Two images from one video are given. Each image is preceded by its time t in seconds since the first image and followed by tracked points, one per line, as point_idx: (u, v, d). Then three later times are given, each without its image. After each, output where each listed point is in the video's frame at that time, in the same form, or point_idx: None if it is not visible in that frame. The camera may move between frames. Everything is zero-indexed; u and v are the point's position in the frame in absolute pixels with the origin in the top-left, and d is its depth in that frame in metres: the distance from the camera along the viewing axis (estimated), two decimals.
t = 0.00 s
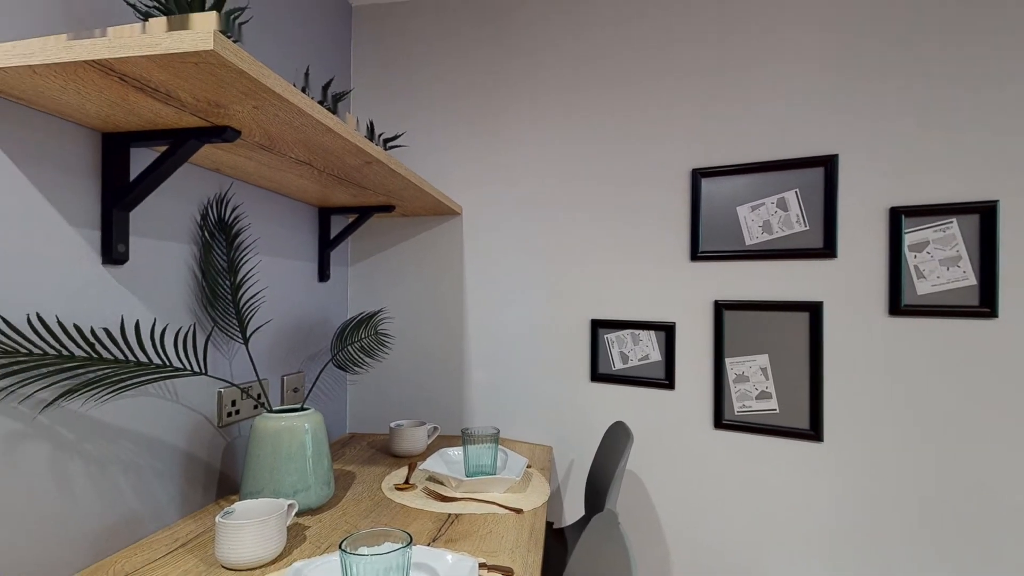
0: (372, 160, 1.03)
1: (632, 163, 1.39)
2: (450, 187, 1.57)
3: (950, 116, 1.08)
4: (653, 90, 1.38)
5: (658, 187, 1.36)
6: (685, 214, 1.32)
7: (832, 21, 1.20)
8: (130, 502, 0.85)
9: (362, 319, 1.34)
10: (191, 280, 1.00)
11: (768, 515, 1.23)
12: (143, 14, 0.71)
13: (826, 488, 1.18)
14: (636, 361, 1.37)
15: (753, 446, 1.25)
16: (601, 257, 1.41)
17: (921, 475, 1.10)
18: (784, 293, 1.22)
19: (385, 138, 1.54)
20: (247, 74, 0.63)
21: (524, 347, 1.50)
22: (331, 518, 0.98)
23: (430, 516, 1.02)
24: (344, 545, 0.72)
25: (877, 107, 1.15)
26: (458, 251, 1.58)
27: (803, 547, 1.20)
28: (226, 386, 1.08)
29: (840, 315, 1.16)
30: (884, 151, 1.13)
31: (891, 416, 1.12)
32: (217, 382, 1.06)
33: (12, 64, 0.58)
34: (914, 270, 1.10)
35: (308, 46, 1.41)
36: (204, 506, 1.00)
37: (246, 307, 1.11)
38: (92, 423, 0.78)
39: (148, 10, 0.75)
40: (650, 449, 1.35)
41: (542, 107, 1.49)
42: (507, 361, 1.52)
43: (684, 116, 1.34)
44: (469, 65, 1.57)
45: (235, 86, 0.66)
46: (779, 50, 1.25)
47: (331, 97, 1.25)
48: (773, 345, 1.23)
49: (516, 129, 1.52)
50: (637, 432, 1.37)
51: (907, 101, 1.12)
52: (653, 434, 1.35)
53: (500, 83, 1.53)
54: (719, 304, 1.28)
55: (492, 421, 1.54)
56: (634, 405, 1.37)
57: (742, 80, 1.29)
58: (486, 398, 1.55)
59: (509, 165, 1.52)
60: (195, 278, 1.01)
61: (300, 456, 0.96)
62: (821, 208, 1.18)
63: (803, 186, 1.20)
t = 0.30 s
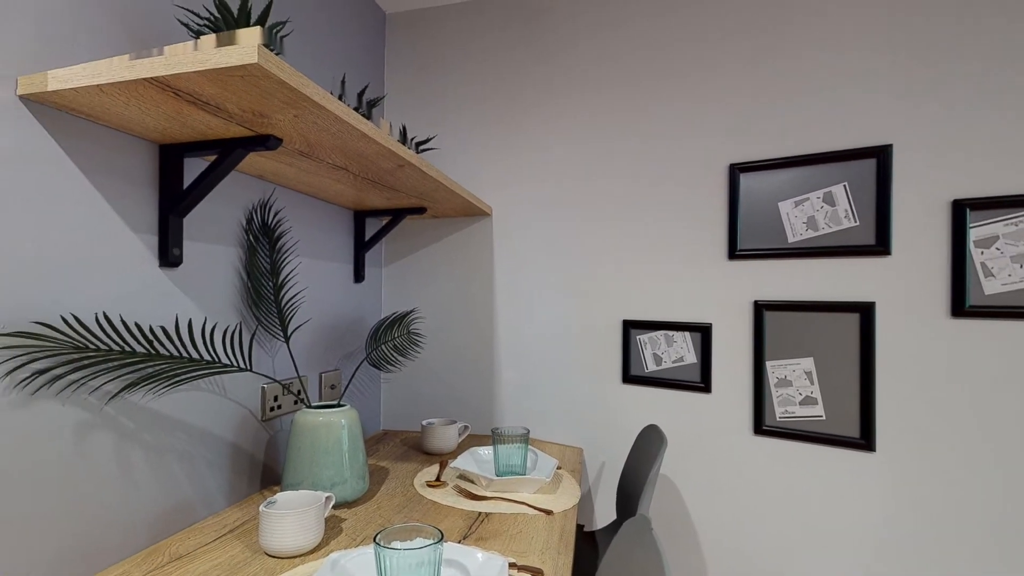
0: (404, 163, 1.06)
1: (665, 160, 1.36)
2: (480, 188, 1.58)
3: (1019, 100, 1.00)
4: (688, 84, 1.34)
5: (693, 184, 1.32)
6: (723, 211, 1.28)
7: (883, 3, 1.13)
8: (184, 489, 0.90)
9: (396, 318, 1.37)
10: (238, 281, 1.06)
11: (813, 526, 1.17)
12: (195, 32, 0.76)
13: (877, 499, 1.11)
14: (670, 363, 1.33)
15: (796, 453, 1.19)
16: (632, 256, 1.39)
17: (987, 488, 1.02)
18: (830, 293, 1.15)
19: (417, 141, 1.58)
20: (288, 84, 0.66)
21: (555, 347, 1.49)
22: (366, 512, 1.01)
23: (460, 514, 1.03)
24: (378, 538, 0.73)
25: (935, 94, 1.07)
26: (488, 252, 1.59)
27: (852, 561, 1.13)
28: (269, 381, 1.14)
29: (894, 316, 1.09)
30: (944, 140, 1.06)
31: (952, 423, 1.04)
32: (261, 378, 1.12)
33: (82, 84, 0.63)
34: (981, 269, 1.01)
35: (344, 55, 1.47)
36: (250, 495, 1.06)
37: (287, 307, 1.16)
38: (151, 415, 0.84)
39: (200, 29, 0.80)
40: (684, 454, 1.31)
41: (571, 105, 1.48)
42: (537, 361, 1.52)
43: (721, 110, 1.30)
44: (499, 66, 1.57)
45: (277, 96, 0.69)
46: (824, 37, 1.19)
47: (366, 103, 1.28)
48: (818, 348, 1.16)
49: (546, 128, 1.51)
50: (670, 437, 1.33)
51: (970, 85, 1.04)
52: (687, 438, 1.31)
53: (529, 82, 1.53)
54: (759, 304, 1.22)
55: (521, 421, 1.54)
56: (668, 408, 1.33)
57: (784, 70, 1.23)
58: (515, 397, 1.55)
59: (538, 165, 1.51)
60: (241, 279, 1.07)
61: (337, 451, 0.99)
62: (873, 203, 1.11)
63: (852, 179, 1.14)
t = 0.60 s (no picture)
0: (438, 166, 1.08)
1: (704, 156, 1.31)
2: (512, 189, 1.59)
3: None
4: (728, 76, 1.29)
5: (733, 179, 1.27)
6: (767, 206, 1.22)
7: None
8: (234, 478, 0.96)
9: (430, 318, 1.40)
10: (284, 282, 1.12)
11: (868, 543, 1.10)
12: (244, 48, 0.81)
13: (942, 516, 1.03)
14: (709, 366, 1.28)
15: (848, 463, 1.11)
16: (668, 255, 1.35)
17: None
18: (888, 293, 1.07)
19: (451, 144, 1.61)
20: (328, 93, 0.68)
21: (588, 348, 1.47)
22: (402, 507, 1.04)
23: (493, 513, 1.04)
24: (413, 533, 0.75)
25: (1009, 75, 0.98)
26: (520, 252, 1.59)
27: None
28: (312, 378, 1.19)
29: (962, 318, 1.00)
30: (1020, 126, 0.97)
31: None
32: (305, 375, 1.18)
33: (146, 101, 0.69)
34: None
35: (381, 63, 1.51)
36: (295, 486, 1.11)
37: (328, 306, 1.21)
38: (207, 408, 0.90)
39: (248, 44, 0.85)
40: (724, 461, 1.26)
41: (605, 102, 1.46)
42: (570, 362, 1.51)
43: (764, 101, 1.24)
44: (531, 66, 1.58)
45: (319, 105, 0.72)
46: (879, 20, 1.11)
47: (401, 109, 1.32)
48: (873, 352, 1.09)
49: (578, 127, 1.50)
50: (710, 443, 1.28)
51: None
52: (728, 445, 1.25)
53: (562, 81, 1.53)
54: (807, 305, 1.16)
55: (554, 422, 1.53)
56: (707, 412, 1.28)
57: (834, 56, 1.16)
58: (548, 398, 1.54)
59: (571, 164, 1.50)
60: (286, 280, 1.12)
61: (375, 446, 1.03)
62: (938, 194, 1.03)
63: (913, 169, 1.06)
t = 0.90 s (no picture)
0: (470, 167, 1.09)
1: (746, 150, 1.26)
2: (545, 188, 1.58)
3: None
4: (772, 66, 1.24)
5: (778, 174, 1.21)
6: (815, 201, 1.15)
7: None
8: (279, 469, 1.01)
9: (463, 318, 1.42)
10: (325, 282, 1.17)
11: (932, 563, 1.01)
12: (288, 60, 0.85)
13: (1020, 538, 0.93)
14: (752, 369, 1.22)
15: (909, 476, 1.03)
16: (707, 254, 1.30)
17: None
18: (955, 292, 0.99)
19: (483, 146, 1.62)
20: (365, 99, 0.71)
21: (622, 349, 1.44)
22: (436, 503, 1.06)
23: (525, 513, 1.04)
24: (446, 530, 0.76)
25: None
26: (553, 251, 1.58)
27: None
28: (350, 375, 1.23)
29: None
30: None
31: None
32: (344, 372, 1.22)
33: (201, 115, 0.74)
34: None
35: (416, 68, 1.55)
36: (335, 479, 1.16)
37: (366, 306, 1.25)
38: (254, 402, 0.95)
39: (292, 56, 0.89)
40: (768, 470, 1.19)
41: (640, 98, 1.43)
42: (604, 363, 1.48)
43: (812, 91, 1.18)
44: (563, 64, 1.57)
45: (357, 111, 0.75)
46: None
47: (435, 112, 1.34)
48: (938, 357, 1.00)
49: (612, 124, 1.47)
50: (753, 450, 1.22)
51: None
52: (772, 453, 1.19)
53: (595, 78, 1.51)
54: (861, 306, 1.08)
55: (587, 424, 1.51)
56: (750, 417, 1.23)
57: (892, 39, 1.08)
58: (580, 399, 1.53)
59: (604, 161, 1.48)
60: (327, 281, 1.17)
61: (410, 443, 1.05)
62: (1015, 183, 0.94)
63: (985, 157, 0.97)
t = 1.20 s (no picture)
0: (501, 168, 1.09)
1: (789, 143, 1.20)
2: (576, 188, 1.56)
3: None
4: (819, 54, 1.17)
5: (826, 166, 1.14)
6: (869, 194, 1.08)
7: None
8: (320, 462, 1.06)
9: (494, 318, 1.43)
10: (362, 283, 1.21)
11: None
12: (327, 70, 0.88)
13: None
14: (797, 373, 1.16)
15: (977, 492, 0.95)
16: (747, 252, 1.25)
17: None
18: None
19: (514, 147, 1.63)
20: (400, 105, 0.72)
21: (657, 351, 1.41)
22: (468, 502, 1.07)
23: (557, 514, 1.03)
24: (478, 528, 0.77)
25: None
26: (584, 251, 1.57)
27: None
28: (385, 373, 1.27)
29: None
30: None
31: None
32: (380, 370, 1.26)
33: (248, 125, 0.78)
34: None
35: (448, 72, 1.58)
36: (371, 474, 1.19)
37: (400, 306, 1.29)
38: (296, 398, 1.00)
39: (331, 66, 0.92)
40: (815, 480, 1.13)
41: (675, 93, 1.39)
42: (637, 365, 1.45)
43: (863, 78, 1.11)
44: (595, 62, 1.55)
45: (392, 117, 0.77)
46: None
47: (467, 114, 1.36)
48: (1012, 363, 0.92)
49: (645, 120, 1.44)
50: (798, 458, 1.16)
51: None
52: (820, 462, 1.13)
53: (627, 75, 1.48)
54: (921, 306, 1.00)
55: (620, 427, 1.48)
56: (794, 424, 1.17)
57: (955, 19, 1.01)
58: (613, 401, 1.50)
59: (637, 159, 1.45)
60: (363, 282, 1.21)
61: (444, 441, 1.07)
62: None
63: None
